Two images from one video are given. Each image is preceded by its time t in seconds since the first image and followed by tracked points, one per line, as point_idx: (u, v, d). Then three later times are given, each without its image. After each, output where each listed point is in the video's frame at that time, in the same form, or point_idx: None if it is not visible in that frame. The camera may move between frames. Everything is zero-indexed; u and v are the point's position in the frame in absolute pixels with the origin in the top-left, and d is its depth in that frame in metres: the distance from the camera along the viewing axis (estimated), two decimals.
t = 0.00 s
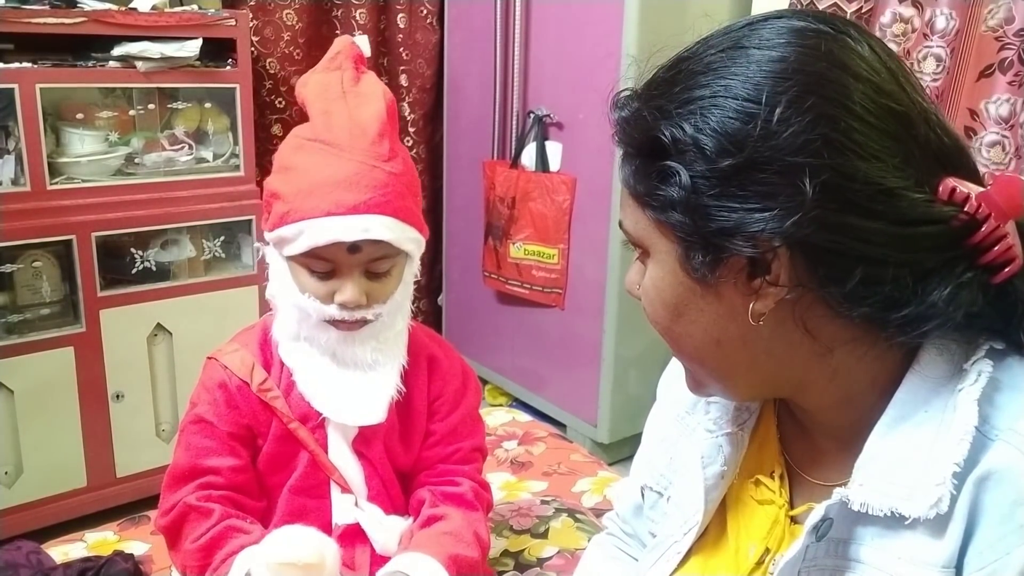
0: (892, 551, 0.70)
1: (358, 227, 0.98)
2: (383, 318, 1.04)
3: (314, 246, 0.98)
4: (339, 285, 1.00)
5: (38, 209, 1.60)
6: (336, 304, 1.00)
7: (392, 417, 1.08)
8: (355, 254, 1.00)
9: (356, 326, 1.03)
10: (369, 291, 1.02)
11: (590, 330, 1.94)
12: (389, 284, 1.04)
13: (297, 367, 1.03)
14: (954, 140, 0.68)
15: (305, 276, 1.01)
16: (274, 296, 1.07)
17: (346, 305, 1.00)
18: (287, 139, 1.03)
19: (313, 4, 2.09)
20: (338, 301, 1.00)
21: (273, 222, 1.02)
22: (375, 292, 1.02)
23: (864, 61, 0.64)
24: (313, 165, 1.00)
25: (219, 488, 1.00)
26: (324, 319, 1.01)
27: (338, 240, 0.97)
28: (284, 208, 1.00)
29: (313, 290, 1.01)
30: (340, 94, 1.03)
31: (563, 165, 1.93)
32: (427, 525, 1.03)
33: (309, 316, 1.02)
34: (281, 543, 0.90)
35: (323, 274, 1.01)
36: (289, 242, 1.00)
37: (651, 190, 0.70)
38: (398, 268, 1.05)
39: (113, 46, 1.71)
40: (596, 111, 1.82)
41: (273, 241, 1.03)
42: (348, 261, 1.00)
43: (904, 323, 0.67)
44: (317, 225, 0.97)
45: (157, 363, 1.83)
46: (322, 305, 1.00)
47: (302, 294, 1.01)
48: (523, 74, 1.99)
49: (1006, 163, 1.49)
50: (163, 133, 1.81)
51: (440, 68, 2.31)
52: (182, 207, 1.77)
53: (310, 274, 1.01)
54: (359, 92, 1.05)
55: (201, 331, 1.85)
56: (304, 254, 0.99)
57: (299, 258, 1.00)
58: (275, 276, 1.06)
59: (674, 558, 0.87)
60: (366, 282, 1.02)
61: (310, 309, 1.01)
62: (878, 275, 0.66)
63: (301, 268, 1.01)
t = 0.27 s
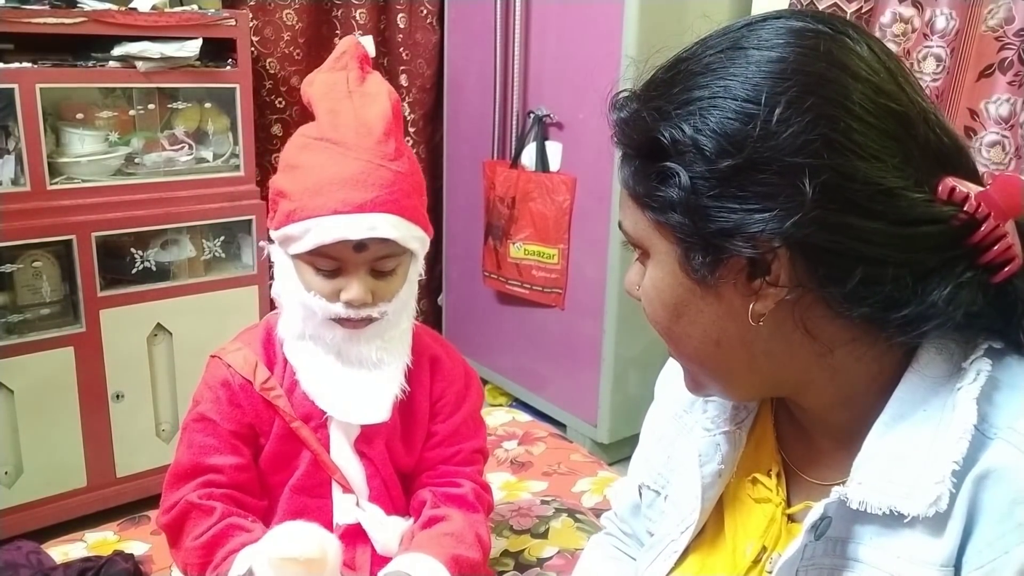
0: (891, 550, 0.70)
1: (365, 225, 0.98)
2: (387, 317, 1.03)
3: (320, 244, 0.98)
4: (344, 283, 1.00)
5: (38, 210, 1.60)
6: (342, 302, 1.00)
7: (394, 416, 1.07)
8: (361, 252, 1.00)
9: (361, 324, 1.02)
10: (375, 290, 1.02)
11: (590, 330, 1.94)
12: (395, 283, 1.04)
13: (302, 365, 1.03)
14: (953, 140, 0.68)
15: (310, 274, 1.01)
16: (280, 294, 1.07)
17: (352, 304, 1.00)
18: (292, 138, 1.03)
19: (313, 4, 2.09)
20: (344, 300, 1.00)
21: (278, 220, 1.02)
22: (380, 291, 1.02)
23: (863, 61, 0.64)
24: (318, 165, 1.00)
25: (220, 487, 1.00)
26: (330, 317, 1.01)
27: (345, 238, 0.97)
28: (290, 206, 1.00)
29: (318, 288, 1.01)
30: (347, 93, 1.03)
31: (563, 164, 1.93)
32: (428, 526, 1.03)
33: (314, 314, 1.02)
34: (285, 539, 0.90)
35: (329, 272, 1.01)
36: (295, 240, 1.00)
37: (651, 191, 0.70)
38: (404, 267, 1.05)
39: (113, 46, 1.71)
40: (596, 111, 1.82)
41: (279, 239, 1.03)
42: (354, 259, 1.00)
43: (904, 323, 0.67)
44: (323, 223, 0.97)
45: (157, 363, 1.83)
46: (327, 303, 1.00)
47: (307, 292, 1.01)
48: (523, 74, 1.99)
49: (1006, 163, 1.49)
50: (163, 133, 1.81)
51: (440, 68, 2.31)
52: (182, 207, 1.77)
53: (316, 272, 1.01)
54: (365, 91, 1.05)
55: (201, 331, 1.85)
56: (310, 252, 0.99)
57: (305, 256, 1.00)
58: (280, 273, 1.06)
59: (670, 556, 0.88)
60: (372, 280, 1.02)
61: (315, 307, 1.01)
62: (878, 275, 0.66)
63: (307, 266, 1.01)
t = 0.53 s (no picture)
0: (890, 549, 0.70)
1: (367, 225, 0.98)
2: (389, 317, 1.04)
3: (322, 244, 0.98)
4: (346, 283, 1.00)
5: (38, 210, 1.60)
6: (343, 302, 1.00)
7: (395, 416, 1.07)
8: (364, 252, 1.00)
9: (363, 323, 1.02)
10: (376, 290, 1.02)
11: (590, 330, 1.94)
12: (397, 283, 1.04)
13: (303, 366, 1.03)
14: (943, 138, 0.69)
15: (312, 274, 1.01)
16: (281, 294, 1.07)
17: (354, 304, 1.00)
18: (294, 137, 1.03)
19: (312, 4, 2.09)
20: (345, 299, 1.00)
21: (280, 219, 1.02)
22: (382, 291, 1.02)
23: (848, 68, 0.64)
24: (320, 165, 1.00)
25: (221, 487, 1.00)
26: (331, 317, 1.01)
27: (346, 238, 0.97)
28: (293, 206, 1.00)
29: (320, 287, 1.01)
30: (350, 93, 1.03)
31: (563, 164, 1.93)
32: (428, 527, 1.03)
33: (316, 314, 1.02)
34: (286, 539, 0.90)
35: (331, 271, 1.01)
36: (297, 239, 1.00)
37: (644, 206, 0.69)
38: (405, 266, 1.05)
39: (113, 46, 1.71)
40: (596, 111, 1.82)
41: (281, 239, 1.03)
42: (356, 258, 1.00)
43: (903, 324, 0.68)
44: (325, 222, 0.98)
45: (157, 363, 1.83)
46: (329, 302, 1.00)
47: (308, 292, 1.01)
48: (522, 74, 1.99)
49: (1006, 163, 1.49)
50: (163, 133, 1.81)
51: (440, 68, 2.31)
52: (182, 207, 1.77)
53: (318, 272, 1.01)
54: (368, 91, 1.05)
55: (201, 331, 1.85)
56: (312, 252, 0.99)
57: (307, 256, 1.00)
58: (282, 273, 1.06)
59: (670, 555, 0.88)
60: (374, 280, 1.02)
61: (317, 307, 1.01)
62: (875, 277, 0.66)
63: (309, 265, 1.01)
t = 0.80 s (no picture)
0: (889, 550, 0.70)
1: (366, 225, 0.98)
2: (389, 316, 1.04)
3: (321, 244, 0.98)
4: (345, 283, 1.00)
5: (38, 209, 1.60)
6: (343, 302, 1.00)
7: (394, 416, 1.07)
8: (363, 252, 1.00)
9: (362, 323, 1.02)
10: (375, 290, 1.02)
11: (590, 330, 1.94)
12: (396, 282, 1.04)
13: (302, 366, 1.03)
14: (930, 150, 0.68)
15: (311, 274, 1.01)
16: (280, 294, 1.07)
17: (353, 304, 1.00)
18: (293, 137, 1.03)
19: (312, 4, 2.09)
20: (345, 299, 1.00)
21: (279, 220, 1.02)
22: (381, 291, 1.02)
23: (833, 84, 0.64)
24: (319, 165, 1.00)
25: (221, 487, 1.00)
26: (331, 317, 1.01)
27: (346, 238, 0.97)
28: (291, 206, 1.00)
29: (319, 287, 1.01)
30: (348, 93, 1.03)
31: (563, 165, 1.93)
32: (427, 526, 1.03)
33: (315, 314, 1.02)
34: (287, 540, 0.90)
35: (330, 272, 1.01)
36: (296, 239, 1.00)
37: (629, 223, 0.70)
38: (404, 266, 1.05)
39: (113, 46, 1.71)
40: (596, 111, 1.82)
41: (279, 239, 1.03)
42: (355, 258, 1.00)
43: (893, 339, 0.68)
44: (324, 223, 0.98)
45: (157, 363, 1.83)
46: (328, 302, 1.00)
47: (308, 292, 1.01)
48: (522, 74, 1.99)
49: (1006, 163, 1.49)
50: (163, 133, 1.81)
51: (440, 68, 2.31)
52: (182, 207, 1.77)
53: (316, 272, 1.01)
54: (367, 91, 1.05)
55: (201, 331, 1.85)
56: (311, 252, 0.99)
57: (306, 256, 1.00)
58: (281, 273, 1.06)
59: (671, 556, 0.88)
60: (373, 280, 1.02)
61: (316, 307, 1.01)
62: (860, 295, 0.66)
63: (308, 265, 1.01)
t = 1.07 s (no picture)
0: (888, 551, 0.70)
1: (366, 224, 0.98)
2: (388, 316, 1.04)
3: (320, 244, 0.98)
4: (345, 283, 1.00)
5: (38, 209, 1.60)
6: (343, 302, 1.00)
7: (394, 416, 1.08)
8: (362, 252, 1.00)
9: (362, 323, 1.02)
10: (375, 290, 1.02)
11: (590, 330, 1.94)
12: (396, 282, 1.04)
13: (302, 366, 1.03)
14: (928, 149, 0.68)
15: (311, 273, 1.01)
16: (280, 294, 1.07)
17: (353, 304, 1.00)
18: (293, 137, 1.03)
19: (312, 4, 2.09)
20: (344, 299, 1.00)
21: (279, 220, 1.02)
22: (380, 290, 1.02)
23: (833, 84, 0.64)
24: (319, 165, 1.00)
25: (221, 487, 1.00)
26: (330, 317, 1.01)
27: (345, 238, 0.97)
28: (290, 206, 1.00)
29: (319, 287, 1.01)
30: (347, 93, 1.03)
31: (563, 165, 1.93)
32: (428, 526, 1.03)
33: (315, 314, 1.02)
34: (289, 539, 0.90)
35: (329, 271, 1.01)
36: (295, 239, 1.00)
37: (627, 223, 0.70)
38: (404, 266, 1.05)
39: (113, 46, 1.71)
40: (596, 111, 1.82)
41: (279, 239, 1.03)
42: (354, 258, 1.00)
43: (891, 338, 0.67)
44: (323, 223, 0.98)
45: (157, 363, 1.83)
46: (328, 302, 1.00)
47: (308, 292, 1.01)
48: (522, 74, 1.99)
49: (1006, 163, 1.49)
50: (163, 133, 1.81)
51: (440, 68, 2.31)
52: (182, 207, 1.77)
53: (316, 271, 1.01)
54: (366, 91, 1.05)
55: (201, 331, 1.85)
56: (311, 251, 0.99)
57: (305, 256, 1.00)
58: (281, 273, 1.06)
59: (671, 557, 0.88)
60: (372, 280, 1.02)
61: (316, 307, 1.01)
62: (858, 295, 0.66)
63: (307, 265, 1.01)
